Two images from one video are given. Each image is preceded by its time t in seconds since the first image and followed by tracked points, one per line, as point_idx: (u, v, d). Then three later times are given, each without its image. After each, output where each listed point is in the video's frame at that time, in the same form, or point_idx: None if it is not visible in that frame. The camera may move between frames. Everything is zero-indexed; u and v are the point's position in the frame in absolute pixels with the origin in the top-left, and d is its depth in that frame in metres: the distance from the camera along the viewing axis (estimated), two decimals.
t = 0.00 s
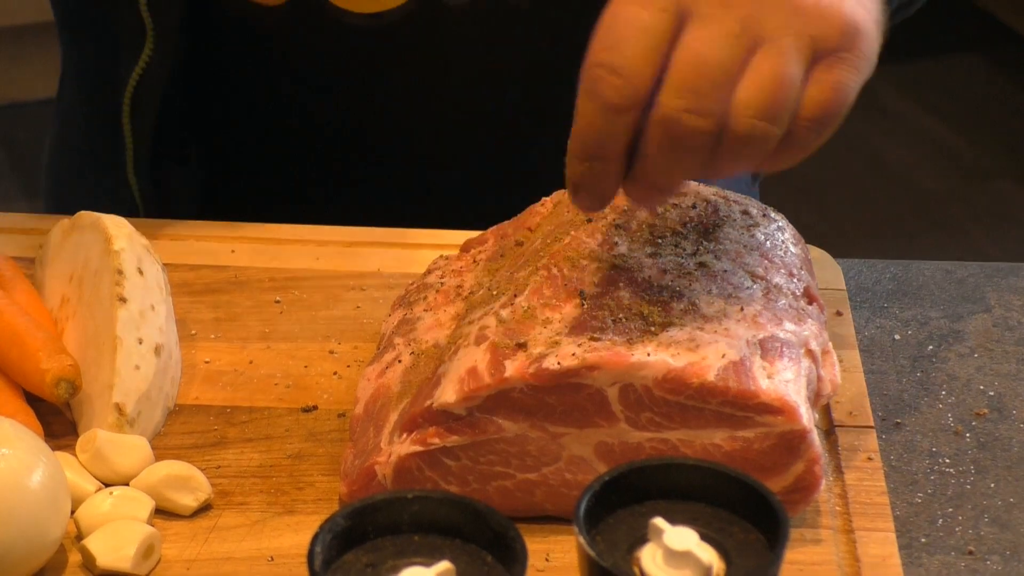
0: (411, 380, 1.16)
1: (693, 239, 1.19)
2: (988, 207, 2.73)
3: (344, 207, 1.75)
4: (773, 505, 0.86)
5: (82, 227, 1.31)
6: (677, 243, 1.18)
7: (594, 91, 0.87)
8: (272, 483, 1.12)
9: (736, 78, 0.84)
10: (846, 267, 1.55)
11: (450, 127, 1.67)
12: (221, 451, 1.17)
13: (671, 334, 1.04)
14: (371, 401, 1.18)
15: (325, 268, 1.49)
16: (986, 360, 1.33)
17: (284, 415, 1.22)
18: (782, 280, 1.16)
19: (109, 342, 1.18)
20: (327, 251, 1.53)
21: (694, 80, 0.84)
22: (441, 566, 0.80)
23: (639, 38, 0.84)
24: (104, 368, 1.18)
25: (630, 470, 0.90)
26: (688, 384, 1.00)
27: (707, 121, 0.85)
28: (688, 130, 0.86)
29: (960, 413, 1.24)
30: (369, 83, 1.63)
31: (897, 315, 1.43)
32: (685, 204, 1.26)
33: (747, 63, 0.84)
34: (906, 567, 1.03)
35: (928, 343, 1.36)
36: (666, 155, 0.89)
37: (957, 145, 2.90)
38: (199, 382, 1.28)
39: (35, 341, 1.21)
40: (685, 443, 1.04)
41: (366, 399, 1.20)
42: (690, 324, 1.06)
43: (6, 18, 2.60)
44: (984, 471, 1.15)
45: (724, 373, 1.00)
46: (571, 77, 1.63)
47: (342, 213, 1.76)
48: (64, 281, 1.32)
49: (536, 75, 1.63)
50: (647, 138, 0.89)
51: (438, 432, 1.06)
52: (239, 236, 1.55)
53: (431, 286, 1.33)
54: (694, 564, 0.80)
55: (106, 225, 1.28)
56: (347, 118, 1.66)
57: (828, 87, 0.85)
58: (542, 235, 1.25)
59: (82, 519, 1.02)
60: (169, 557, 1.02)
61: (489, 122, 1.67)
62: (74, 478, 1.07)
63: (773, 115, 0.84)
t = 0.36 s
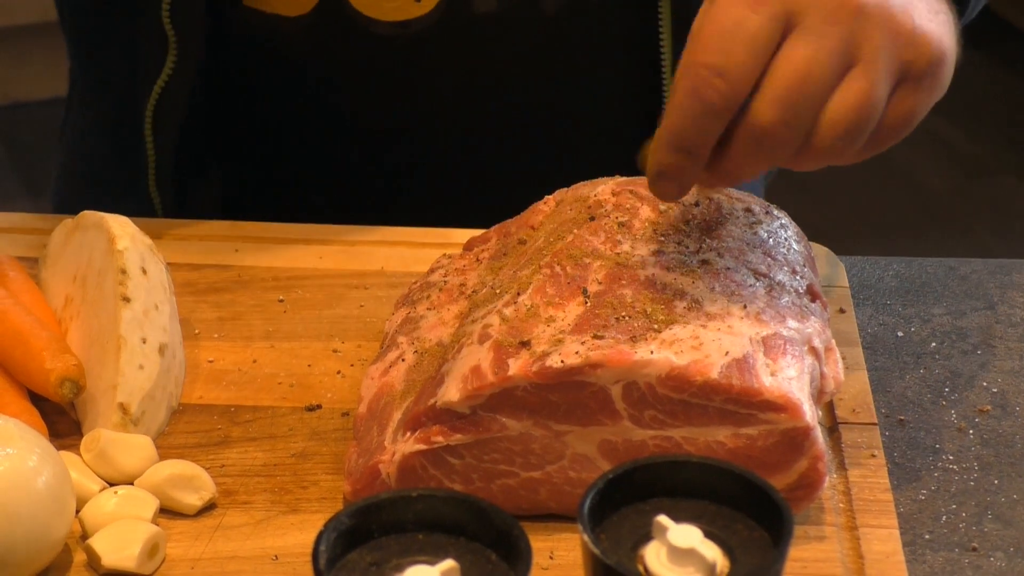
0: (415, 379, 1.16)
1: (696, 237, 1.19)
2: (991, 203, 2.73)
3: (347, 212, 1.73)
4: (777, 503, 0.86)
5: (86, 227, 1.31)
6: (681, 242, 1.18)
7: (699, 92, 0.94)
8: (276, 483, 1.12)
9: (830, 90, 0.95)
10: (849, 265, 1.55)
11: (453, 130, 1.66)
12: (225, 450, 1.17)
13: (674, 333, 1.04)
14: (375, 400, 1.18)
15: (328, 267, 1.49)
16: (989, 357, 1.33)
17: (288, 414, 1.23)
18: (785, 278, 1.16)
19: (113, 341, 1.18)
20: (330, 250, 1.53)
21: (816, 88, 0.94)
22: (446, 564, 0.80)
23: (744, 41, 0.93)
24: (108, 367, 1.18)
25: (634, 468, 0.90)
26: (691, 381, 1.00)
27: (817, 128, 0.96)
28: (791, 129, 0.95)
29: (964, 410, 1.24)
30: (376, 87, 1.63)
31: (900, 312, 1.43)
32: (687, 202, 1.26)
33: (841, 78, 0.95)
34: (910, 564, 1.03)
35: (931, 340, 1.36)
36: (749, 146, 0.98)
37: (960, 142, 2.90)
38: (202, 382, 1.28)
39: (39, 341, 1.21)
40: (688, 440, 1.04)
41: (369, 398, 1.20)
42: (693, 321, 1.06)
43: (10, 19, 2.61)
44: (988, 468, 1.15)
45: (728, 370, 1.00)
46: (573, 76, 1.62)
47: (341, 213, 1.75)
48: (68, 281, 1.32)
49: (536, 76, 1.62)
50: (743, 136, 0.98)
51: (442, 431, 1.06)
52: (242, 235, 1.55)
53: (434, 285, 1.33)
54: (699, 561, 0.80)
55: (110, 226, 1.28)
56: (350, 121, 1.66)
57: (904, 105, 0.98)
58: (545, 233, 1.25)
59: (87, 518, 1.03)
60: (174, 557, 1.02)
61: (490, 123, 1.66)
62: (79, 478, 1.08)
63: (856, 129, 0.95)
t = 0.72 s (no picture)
0: (415, 380, 1.17)
1: (695, 237, 1.20)
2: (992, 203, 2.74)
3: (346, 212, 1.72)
4: (776, 503, 0.86)
5: (87, 228, 1.31)
6: (680, 242, 1.18)
7: (774, 77, 0.95)
8: (277, 483, 1.13)
9: (899, 89, 0.95)
10: (849, 265, 1.55)
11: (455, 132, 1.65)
12: (226, 451, 1.17)
13: (674, 334, 1.04)
14: (376, 401, 1.18)
15: (328, 268, 1.50)
16: (988, 357, 1.33)
17: (289, 415, 1.23)
18: (785, 278, 1.16)
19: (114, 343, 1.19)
20: (330, 250, 1.53)
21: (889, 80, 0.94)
22: (447, 565, 0.81)
23: (820, 27, 0.92)
24: (108, 369, 1.18)
25: (634, 468, 0.91)
26: (691, 382, 1.00)
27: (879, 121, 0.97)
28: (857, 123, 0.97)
29: (963, 410, 1.24)
30: (379, 86, 1.61)
31: (900, 312, 1.43)
32: (686, 202, 1.26)
33: (913, 75, 0.95)
34: (910, 563, 1.03)
35: (931, 340, 1.37)
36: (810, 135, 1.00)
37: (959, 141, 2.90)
38: (203, 382, 1.29)
39: (40, 343, 1.21)
40: (688, 440, 1.04)
41: (369, 398, 1.20)
42: (693, 322, 1.06)
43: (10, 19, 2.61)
44: (987, 467, 1.15)
45: (728, 371, 1.00)
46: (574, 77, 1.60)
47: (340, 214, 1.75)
48: (69, 282, 1.32)
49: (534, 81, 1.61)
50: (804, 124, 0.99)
51: (443, 431, 1.06)
52: (243, 236, 1.55)
53: (434, 285, 1.33)
54: (699, 562, 0.80)
55: (110, 227, 1.28)
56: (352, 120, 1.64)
57: (961, 111, 1.00)
58: (545, 234, 1.25)
59: (88, 519, 1.03)
60: (175, 558, 1.02)
61: (488, 122, 1.64)
62: (80, 479, 1.08)
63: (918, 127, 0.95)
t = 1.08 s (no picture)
0: (415, 379, 1.16)
1: (694, 238, 1.20)
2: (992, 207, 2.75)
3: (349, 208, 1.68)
4: (774, 504, 0.86)
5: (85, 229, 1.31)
6: (679, 244, 1.19)
7: (884, 301, 1.10)
8: (275, 484, 1.13)
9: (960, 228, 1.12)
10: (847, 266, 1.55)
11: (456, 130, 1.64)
12: (224, 452, 1.17)
13: (673, 336, 1.03)
14: (374, 401, 1.18)
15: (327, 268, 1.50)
16: (987, 358, 1.33)
17: (288, 415, 1.23)
18: (783, 279, 1.16)
19: (112, 343, 1.19)
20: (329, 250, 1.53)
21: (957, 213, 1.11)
22: (445, 567, 0.81)
23: (914, 216, 1.07)
24: (107, 369, 1.18)
25: (632, 470, 0.91)
26: (690, 383, 1.00)
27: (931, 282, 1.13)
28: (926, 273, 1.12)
29: (962, 411, 1.24)
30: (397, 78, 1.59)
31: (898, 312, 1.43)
32: (685, 203, 1.26)
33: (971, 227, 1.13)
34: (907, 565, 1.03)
35: (930, 341, 1.37)
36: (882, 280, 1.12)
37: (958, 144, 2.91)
38: (202, 382, 1.29)
39: (39, 343, 1.22)
40: (686, 441, 1.04)
41: (368, 399, 1.20)
42: (691, 323, 1.06)
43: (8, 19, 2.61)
44: (985, 469, 1.15)
45: (727, 373, 1.00)
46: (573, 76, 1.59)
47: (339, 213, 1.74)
48: (68, 283, 1.32)
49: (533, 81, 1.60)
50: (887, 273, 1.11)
51: (441, 432, 1.06)
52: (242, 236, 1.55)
53: (433, 286, 1.32)
54: (697, 563, 0.80)
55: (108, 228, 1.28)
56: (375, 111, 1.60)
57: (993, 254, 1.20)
58: (543, 235, 1.25)
59: (86, 520, 1.03)
60: (173, 558, 1.02)
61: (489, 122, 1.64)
62: (77, 480, 1.08)
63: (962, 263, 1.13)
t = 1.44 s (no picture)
0: (416, 370, 1.15)
1: (672, 212, 1.19)
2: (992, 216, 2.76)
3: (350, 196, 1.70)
4: (773, 504, 0.86)
5: (82, 230, 1.31)
6: (659, 219, 1.17)
7: (843, 331, 1.10)
8: (273, 484, 1.12)
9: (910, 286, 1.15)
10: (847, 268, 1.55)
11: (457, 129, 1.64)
12: (222, 452, 1.17)
13: (648, 326, 1.02)
14: (380, 391, 1.18)
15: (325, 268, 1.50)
16: (986, 359, 1.33)
17: (286, 415, 1.23)
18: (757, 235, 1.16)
19: (109, 345, 1.18)
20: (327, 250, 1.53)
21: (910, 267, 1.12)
22: (443, 566, 0.80)
23: (866, 270, 1.08)
24: (104, 371, 1.18)
25: (631, 470, 0.91)
26: (666, 371, 0.99)
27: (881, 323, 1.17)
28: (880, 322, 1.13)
29: (960, 413, 1.24)
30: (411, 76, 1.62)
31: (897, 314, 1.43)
32: (665, 179, 1.26)
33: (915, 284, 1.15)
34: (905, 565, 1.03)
35: (929, 343, 1.37)
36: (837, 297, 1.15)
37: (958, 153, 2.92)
38: (199, 383, 1.28)
39: (36, 345, 1.21)
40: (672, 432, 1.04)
41: (375, 387, 1.21)
42: (664, 304, 1.05)
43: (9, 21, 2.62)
44: (984, 470, 1.15)
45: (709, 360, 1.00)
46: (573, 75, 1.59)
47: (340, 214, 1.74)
48: (65, 284, 1.32)
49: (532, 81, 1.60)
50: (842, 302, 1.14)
51: (433, 432, 1.06)
52: (240, 236, 1.55)
53: (449, 255, 1.32)
54: (695, 564, 0.80)
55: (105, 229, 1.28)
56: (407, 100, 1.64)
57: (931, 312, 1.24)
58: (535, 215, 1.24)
59: (83, 522, 1.03)
60: (170, 560, 1.02)
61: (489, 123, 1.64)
62: (74, 481, 1.08)
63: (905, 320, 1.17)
